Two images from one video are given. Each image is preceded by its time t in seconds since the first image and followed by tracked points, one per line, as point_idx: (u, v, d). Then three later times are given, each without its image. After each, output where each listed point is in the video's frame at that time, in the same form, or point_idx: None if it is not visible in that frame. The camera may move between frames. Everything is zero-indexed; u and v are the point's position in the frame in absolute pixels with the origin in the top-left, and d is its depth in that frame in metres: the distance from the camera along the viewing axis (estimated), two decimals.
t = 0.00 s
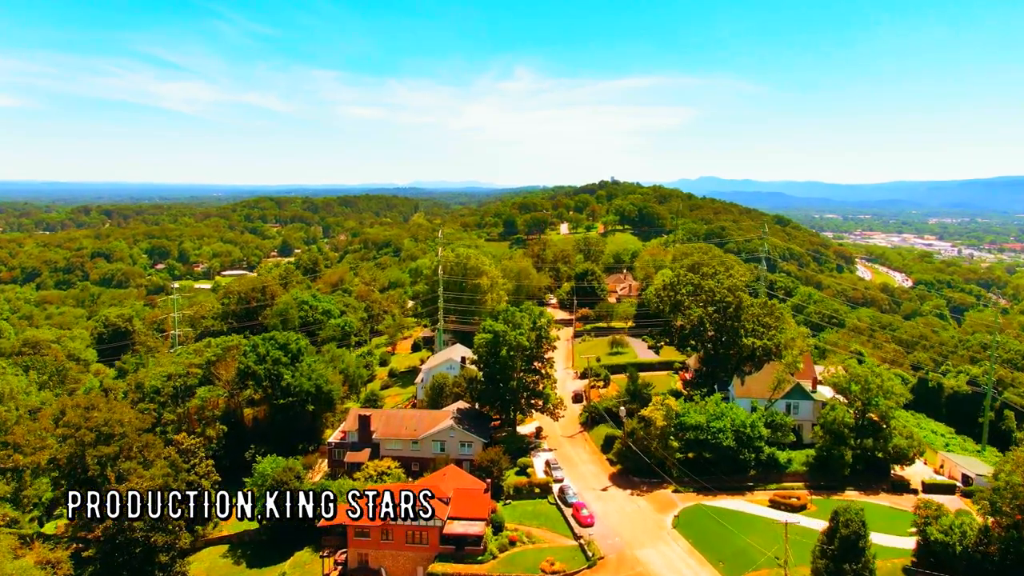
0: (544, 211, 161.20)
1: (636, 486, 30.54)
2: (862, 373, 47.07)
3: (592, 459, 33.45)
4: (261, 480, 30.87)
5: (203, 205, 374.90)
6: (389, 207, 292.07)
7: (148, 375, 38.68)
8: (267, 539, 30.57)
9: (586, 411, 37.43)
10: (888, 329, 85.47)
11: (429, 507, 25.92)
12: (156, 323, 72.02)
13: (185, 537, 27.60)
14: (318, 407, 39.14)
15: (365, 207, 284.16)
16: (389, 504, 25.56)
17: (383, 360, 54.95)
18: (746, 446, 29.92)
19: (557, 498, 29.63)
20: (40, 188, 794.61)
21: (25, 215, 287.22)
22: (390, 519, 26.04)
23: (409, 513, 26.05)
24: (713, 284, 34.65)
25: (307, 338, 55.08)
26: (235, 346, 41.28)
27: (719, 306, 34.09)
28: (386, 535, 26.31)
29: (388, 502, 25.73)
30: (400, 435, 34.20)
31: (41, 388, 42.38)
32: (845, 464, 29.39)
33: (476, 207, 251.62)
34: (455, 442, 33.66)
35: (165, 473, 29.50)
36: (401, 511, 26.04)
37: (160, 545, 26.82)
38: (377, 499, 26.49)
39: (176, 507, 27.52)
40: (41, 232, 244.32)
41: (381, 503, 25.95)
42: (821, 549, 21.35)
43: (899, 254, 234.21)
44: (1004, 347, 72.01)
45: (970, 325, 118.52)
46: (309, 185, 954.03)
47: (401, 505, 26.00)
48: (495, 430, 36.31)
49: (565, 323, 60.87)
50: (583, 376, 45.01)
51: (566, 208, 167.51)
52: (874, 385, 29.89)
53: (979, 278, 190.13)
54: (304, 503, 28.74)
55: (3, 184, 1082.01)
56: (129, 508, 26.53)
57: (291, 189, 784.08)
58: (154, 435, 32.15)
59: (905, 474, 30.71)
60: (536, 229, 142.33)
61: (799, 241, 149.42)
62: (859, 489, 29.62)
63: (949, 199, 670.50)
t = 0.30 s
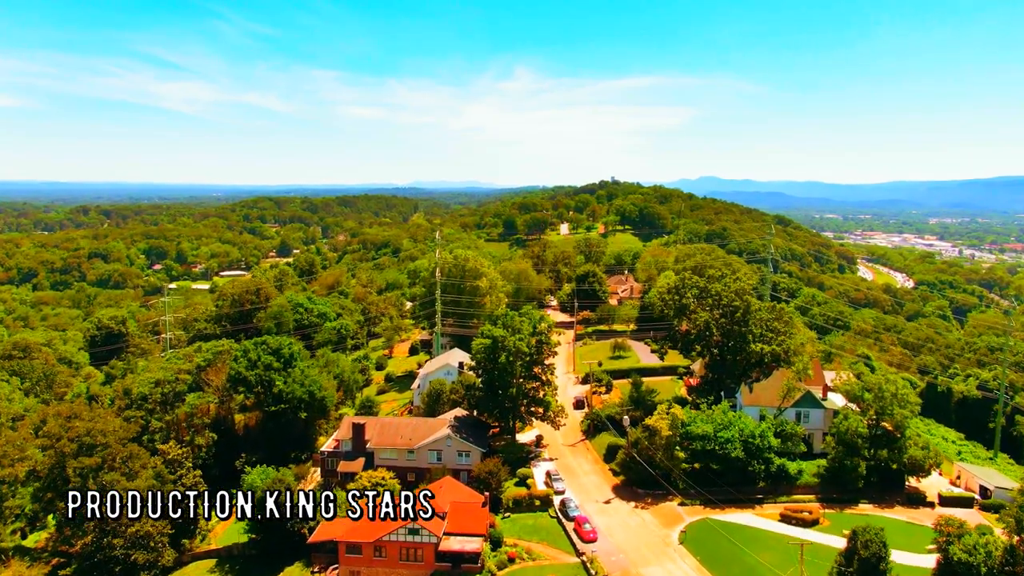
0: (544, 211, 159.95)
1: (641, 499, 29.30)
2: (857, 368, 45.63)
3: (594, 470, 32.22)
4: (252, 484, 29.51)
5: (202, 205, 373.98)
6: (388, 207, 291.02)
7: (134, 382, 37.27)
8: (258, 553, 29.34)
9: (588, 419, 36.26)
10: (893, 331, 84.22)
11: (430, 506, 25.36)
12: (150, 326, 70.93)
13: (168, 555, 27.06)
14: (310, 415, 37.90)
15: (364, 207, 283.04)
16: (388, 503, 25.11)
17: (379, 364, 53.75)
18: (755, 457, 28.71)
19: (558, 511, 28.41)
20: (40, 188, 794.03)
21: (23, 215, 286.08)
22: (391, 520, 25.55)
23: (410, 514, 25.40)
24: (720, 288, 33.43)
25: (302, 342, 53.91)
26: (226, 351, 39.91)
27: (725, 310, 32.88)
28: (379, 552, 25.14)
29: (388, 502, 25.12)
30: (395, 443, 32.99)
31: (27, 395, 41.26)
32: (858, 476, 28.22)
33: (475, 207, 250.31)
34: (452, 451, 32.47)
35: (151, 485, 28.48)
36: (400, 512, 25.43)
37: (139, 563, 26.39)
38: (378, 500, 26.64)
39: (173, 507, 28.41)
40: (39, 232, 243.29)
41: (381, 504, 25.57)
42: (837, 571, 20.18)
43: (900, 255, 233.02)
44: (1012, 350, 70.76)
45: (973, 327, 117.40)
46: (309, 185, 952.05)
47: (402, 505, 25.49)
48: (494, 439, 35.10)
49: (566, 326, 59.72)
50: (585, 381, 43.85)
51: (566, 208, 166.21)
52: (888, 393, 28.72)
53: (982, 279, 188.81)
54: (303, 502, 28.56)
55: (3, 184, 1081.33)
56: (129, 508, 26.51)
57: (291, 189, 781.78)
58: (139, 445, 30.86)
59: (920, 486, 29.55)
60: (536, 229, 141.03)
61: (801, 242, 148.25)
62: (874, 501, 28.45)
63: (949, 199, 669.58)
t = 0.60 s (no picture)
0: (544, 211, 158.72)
1: (646, 512, 28.05)
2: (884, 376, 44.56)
3: (597, 481, 30.98)
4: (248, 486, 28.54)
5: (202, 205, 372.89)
6: (388, 207, 289.97)
7: (121, 388, 36.03)
8: (246, 567, 28.18)
9: (590, 427, 35.11)
10: (897, 333, 83.06)
11: (429, 506, 25.87)
12: (144, 328, 69.88)
13: (150, 569, 25.63)
14: (303, 423, 36.62)
15: (363, 207, 281.98)
16: (388, 502, 25.45)
17: (375, 368, 52.57)
18: (765, 469, 27.52)
19: (559, 526, 27.23)
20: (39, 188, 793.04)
21: (22, 215, 284.96)
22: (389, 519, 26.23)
23: (409, 514, 25.87)
24: (727, 291, 32.23)
25: (297, 346, 52.82)
26: (217, 356, 38.81)
27: (732, 313, 31.71)
28: (372, 569, 24.07)
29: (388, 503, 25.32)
30: (390, 453, 31.82)
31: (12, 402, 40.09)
32: (873, 489, 27.01)
33: (475, 207, 249.04)
34: (449, 462, 31.29)
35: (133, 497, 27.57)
36: (401, 512, 25.95)
37: None
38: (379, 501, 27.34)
39: (176, 507, 28.38)
40: (37, 232, 242.30)
41: (381, 504, 26.05)
42: None
43: (901, 255, 231.86)
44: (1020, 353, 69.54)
45: (977, 328, 116.32)
46: (309, 185, 950.86)
47: (402, 505, 26.04)
48: (493, 447, 33.92)
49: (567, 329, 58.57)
50: (587, 387, 42.69)
51: (566, 208, 164.90)
52: (903, 401, 27.56)
53: (984, 279, 187.57)
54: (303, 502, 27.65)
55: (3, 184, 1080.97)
56: (129, 508, 27.17)
57: (291, 190, 780.03)
58: (123, 456, 29.70)
59: (936, 498, 28.43)
60: (536, 230, 139.74)
61: (802, 242, 147.15)
62: (890, 516, 27.22)
63: (949, 199, 668.60)
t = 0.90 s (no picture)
0: (543, 211, 157.67)
1: (651, 526, 26.80)
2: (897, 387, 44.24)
3: (599, 493, 29.73)
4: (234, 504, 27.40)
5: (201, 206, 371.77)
6: (388, 207, 288.86)
7: (106, 395, 34.84)
8: None
9: (592, 435, 33.93)
10: (903, 335, 81.83)
11: (428, 507, 27.29)
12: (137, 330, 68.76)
13: None
14: (295, 431, 35.33)
15: (363, 207, 280.84)
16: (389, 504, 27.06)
17: (371, 372, 51.31)
18: (776, 482, 26.32)
19: (560, 541, 25.97)
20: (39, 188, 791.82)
21: (21, 215, 283.95)
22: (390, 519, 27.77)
23: (409, 514, 27.53)
24: (733, 296, 31.07)
25: (292, 349, 51.71)
26: (206, 361, 37.59)
27: (739, 318, 30.54)
28: None
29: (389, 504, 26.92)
30: (384, 463, 30.65)
31: None
32: (890, 503, 25.81)
33: (474, 206, 248.33)
34: (446, 472, 30.11)
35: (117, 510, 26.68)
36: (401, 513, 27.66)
37: None
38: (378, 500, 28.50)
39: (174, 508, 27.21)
40: (36, 232, 241.07)
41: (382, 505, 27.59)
42: None
43: (902, 255, 230.70)
44: None
45: (981, 329, 115.01)
46: (309, 185, 949.71)
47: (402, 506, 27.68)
48: (491, 457, 32.70)
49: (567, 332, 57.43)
50: (588, 393, 41.57)
51: (567, 208, 163.72)
52: (921, 412, 26.41)
53: (986, 280, 186.15)
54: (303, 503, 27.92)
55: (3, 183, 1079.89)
56: (129, 509, 26.73)
57: (291, 190, 778.57)
58: (104, 469, 28.52)
59: (954, 512, 27.30)
60: (536, 230, 138.53)
61: (804, 243, 146.00)
62: (907, 531, 26.01)
63: (949, 199, 667.27)
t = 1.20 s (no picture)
0: (543, 211, 156.47)
1: (657, 542, 25.53)
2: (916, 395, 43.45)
3: (602, 506, 28.48)
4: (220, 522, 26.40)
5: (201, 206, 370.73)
6: (387, 207, 287.75)
7: (91, 402, 33.69)
8: None
9: (594, 444, 32.82)
10: (907, 338, 80.63)
11: (428, 506, 27.96)
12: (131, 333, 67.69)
13: None
14: (287, 439, 34.15)
15: (362, 207, 279.76)
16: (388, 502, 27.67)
17: (367, 377, 50.21)
18: (788, 496, 25.12)
19: (561, 558, 24.74)
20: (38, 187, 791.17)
21: (20, 215, 283.11)
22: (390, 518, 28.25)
23: (410, 513, 28.11)
24: (742, 300, 29.89)
25: (286, 353, 50.66)
26: (195, 366, 36.27)
27: (748, 324, 29.38)
28: None
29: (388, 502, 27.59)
30: (378, 475, 29.54)
31: None
32: (907, 518, 24.58)
33: (474, 206, 247.39)
34: (442, 484, 28.88)
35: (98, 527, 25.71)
36: (401, 512, 28.19)
37: None
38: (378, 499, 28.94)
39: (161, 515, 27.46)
40: (34, 232, 239.85)
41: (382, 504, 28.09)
42: None
43: (904, 255, 229.59)
44: None
45: (984, 331, 114.01)
46: (309, 185, 948.27)
47: (402, 505, 28.21)
48: (489, 466, 31.55)
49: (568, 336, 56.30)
50: (590, 399, 40.44)
51: (567, 208, 162.47)
52: (939, 422, 25.25)
53: (988, 280, 184.77)
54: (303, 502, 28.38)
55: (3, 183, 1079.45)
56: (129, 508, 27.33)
57: (291, 190, 777.56)
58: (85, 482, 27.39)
59: (972, 527, 26.13)
60: (536, 230, 137.36)
61: (805, 243, 144.84)
62: (925, 548, 24.78)
63: (950, 199, 666.00)
